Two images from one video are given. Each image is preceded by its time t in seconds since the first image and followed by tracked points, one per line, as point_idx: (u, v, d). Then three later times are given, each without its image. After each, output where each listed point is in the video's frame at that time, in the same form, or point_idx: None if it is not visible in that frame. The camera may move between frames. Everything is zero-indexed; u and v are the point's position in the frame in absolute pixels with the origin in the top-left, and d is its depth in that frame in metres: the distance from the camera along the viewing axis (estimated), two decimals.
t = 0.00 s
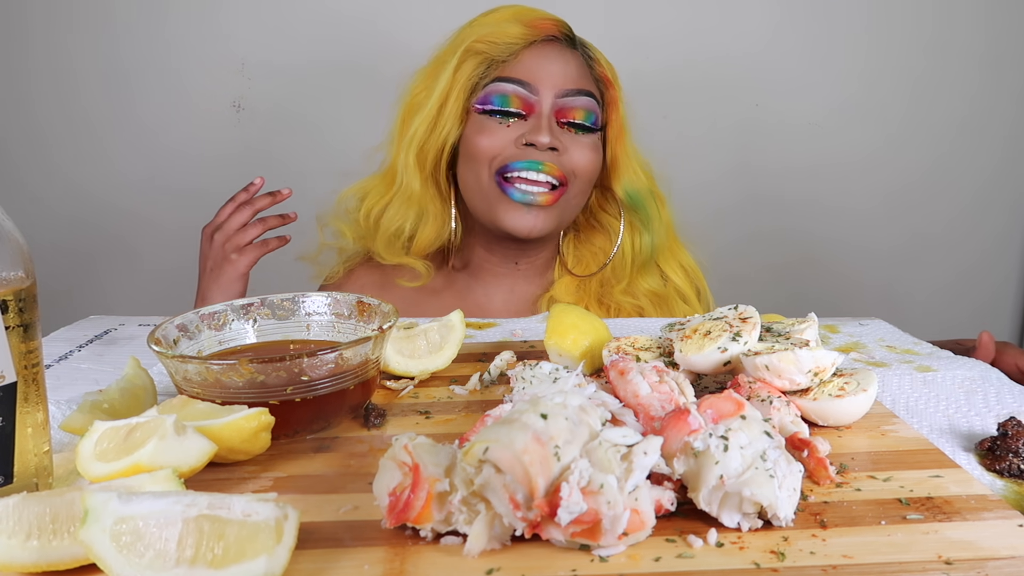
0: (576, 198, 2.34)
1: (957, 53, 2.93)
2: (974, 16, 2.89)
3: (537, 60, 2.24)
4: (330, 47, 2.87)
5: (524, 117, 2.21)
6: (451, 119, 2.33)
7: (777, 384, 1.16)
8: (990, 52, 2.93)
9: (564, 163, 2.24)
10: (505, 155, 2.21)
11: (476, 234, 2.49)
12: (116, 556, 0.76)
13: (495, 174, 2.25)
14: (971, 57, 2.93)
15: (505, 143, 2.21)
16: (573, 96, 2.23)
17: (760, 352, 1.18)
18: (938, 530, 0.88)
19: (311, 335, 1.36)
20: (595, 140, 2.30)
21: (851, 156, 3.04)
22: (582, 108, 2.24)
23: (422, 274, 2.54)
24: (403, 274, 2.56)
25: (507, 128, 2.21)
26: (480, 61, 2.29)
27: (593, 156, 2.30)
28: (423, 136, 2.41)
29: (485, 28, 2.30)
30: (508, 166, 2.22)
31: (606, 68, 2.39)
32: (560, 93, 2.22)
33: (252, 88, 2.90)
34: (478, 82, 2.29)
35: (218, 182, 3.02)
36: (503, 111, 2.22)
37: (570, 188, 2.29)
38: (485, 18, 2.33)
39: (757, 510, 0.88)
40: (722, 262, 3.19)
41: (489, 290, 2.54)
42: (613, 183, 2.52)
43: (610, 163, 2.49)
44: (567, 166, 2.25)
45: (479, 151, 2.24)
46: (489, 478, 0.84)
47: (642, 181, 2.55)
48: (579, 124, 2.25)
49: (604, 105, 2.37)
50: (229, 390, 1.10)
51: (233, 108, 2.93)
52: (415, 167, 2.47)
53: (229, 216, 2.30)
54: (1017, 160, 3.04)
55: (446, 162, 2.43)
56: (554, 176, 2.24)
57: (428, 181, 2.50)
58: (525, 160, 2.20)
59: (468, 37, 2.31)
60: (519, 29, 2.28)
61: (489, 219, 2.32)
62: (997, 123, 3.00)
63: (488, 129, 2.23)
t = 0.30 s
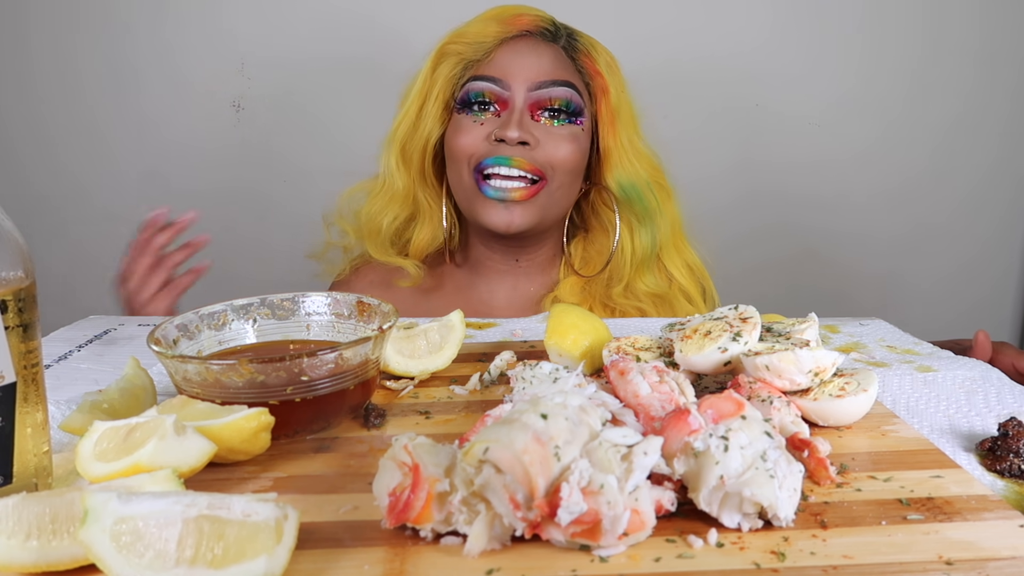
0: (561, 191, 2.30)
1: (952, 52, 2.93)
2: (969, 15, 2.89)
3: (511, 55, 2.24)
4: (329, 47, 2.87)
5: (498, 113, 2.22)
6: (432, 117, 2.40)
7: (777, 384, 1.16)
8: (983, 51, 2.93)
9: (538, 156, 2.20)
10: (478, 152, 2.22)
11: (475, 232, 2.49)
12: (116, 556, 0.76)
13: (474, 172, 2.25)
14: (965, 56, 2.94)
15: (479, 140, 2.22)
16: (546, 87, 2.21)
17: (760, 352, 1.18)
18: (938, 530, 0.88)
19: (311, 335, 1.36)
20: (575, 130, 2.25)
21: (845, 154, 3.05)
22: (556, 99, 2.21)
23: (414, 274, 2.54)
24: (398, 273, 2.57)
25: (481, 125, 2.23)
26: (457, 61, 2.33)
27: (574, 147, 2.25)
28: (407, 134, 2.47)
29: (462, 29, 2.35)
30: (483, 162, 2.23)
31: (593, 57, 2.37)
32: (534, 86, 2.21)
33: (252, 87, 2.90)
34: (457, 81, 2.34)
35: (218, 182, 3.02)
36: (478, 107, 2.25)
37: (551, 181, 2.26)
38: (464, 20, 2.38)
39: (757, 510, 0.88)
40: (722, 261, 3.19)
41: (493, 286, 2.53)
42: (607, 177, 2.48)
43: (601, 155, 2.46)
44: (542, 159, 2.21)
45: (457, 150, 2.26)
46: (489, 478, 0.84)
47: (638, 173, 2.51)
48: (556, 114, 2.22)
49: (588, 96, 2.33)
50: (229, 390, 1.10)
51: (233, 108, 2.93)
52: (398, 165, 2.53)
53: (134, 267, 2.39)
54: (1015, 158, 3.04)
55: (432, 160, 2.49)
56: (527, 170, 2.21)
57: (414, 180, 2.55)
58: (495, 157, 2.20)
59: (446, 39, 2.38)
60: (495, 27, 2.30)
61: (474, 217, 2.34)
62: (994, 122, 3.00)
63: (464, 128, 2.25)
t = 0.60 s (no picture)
0: (570, 192, 2.30)
1: (953, 52, 2.93)
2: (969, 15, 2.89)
3: (514, 58, 2.24)
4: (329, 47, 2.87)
5: (506, 116, 2.22)
6: (437, 123, 2.42)
7: (777, 384, 1.16)
8: (984, 51, 2.93)
9: (548, 159, 2.21)
10: (489, 157, 2.23)
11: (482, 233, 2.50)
12: (116, 556, 0.76)
13: (484, 176, 2.26)
14: (966, 56, 2.93)
15: (489, 145, 2.23)
16: (552, 87, 2.21)
17: (760, 352, 1.18)
18: (938, 530, 0.88)
19: (311, 335, 1.36)
20: (582, 129, 2.26)
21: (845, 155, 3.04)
22: (563, 99, 2.22)
23: (421, 280, 2.54)
24: (404, 278, 2.56)
25: (489, 130, 2.23)
26: (461, 66, 2.33)
27: (582, 147, 2.26)
28: (412, 141, 2.49)
29: (464, 33, 2.33)
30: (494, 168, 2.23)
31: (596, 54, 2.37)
32: (540, 87, 2.21)
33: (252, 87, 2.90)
34: (461, 86, 2.34)
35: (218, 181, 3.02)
36: (485, 110, 2.25)
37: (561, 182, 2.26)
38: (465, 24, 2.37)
39: (757, 510, 0.88)
40: (722, 261, 3.19)
41: (501, 286, 2.52)
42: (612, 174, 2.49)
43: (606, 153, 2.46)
44: (553, 161, 2.22)
45: (466, 155, 2.27)
46: (489, 478, 0.84)
47: (643, 169, 2.51)
48: (563, 114, 2.23)
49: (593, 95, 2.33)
50: (229, 390, 1.10)
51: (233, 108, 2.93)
52: (404, 172, 2.55)
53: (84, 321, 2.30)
54: (1015, 158, 3.04)
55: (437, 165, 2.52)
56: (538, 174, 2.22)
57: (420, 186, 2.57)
58: (506, 162, 2.20)
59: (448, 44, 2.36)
60: (497, 30, 2.29)
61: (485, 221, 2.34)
62: (995, 121, 3.00)
63: (472, 133, 2.25)
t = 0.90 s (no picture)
0: (588, 199, 2.34)
1: (954, 52, 2.93)
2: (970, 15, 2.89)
3: (524, 69, 2.23)
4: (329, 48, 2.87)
5: (518, 129, 2.23)
6: (449, 137, 2.39)
7: (777, 384, 1.16)
8: (985, 51, 2.93)
9: (564, 170, 2.24)
10: (504, 172, 2.25)
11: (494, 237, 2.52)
12: (116, 556, 0.76)
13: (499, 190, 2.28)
14: (967, 56, 2.93)
15: (503, 159, 2.24)
16: (564, 98, 2.22)
17: (760, 352, 1.18)
18: (938, 530, 0.88)
19: (311, 335, 1.36)
20: (595, 137, 2.28)
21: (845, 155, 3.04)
22: (574, 108, 2.22)
23: (438, 289, 2.53)
24: (420, 287, 2.55)
25: (502, 144, 2.24)
26: (469, 79, 2.30)
27: (596, 155, 2.28)
28: (423, 155, 2.47)
29: (469, 44, 2.29)
30: (509, 182, 2.25)
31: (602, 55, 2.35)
32: (552, 99, 2.21)
33: (252, 87, 2.90)
34: (471, 99, 2.31)
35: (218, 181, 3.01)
36: (496, 124, 2.25)
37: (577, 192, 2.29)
38: (468, 33, 2.32)
39: (757, 510, 0.88)
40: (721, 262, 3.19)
41: (512, 287, 2.54)
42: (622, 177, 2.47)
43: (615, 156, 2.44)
44: (568, 172, 2.25)
45: (479, 169, 2.28)
46: (489, 478, 0.84)
47: (651, 169, 2.48)
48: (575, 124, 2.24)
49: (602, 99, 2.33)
50: (229, 390, 1.10)
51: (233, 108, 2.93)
52: (417, 185, 2.54)
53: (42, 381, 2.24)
54: (1016, 159, 3.04)
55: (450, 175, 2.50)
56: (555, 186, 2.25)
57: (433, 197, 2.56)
58: (522, 176, 2.23)
59: (453, 55, 2.32)
60: (504, 41, 2.25)
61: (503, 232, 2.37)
62: (995, 121, 3.00)
63: (484, 147, 2.26)
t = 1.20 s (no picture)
0: (587, 200, 2.34)
1: (959, 53, 2.94)
2: (976, 16, 2.90)
3: (514, 74, 2.24)
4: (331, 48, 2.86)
5: (510, 136, 2.24)
6: (445, 142, 2.41)
7: (776, 384, 1.16)
8: (990, 52, 2.93)
9: (558, 174, 2.25)
10: (498, 179, 2.28)
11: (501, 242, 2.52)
12: (116, 556, 0.76)
13: (495, 195, 2.32)
14: (972, 57, 2.94)
15: (497, 165, 2.27)
16: (555, 103, 2.21)
17: (760, 352, 1.18)
18: (937, 530, 0.88)
19: (311, 335, 1.36)
20: (590, 139, 2.26)
21: (847, 156, 3.05)
22: (565, 113, 2.21)
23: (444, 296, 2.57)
24: (426, 294, 2.59)
25: (496, 150, 2.27)
26: (461, 86, 2.32)
27: (592, 156, 2.28)
28: (421, 163, 2.49)
29: (459, 51, 2.31)
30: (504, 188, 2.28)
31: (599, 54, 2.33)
32: (543, 104, 2.21)
33: (252, 87, 2.90)
34: (464, 105, 2.33)
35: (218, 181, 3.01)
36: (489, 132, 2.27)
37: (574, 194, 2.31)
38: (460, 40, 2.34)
39: (757, 510, 0.88)
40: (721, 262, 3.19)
41: (521, 289, 2.57)
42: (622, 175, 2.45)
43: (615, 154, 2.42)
44: (562, 176, 2.26)
45: (475, 175, 2.31)
46: (489, 478, 0.84)
47: (653, 167, 2.46)
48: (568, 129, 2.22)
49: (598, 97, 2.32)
50: (229, 390, 1.10)
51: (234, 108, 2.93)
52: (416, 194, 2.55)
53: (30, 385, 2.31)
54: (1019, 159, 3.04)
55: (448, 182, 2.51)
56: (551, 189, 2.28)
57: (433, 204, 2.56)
58: (515, 181, 2.26)
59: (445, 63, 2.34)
60: (494, 46, 2.26)
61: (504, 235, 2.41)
62: (998, 122, 3.00)
63: (479, 154, 2.29)
